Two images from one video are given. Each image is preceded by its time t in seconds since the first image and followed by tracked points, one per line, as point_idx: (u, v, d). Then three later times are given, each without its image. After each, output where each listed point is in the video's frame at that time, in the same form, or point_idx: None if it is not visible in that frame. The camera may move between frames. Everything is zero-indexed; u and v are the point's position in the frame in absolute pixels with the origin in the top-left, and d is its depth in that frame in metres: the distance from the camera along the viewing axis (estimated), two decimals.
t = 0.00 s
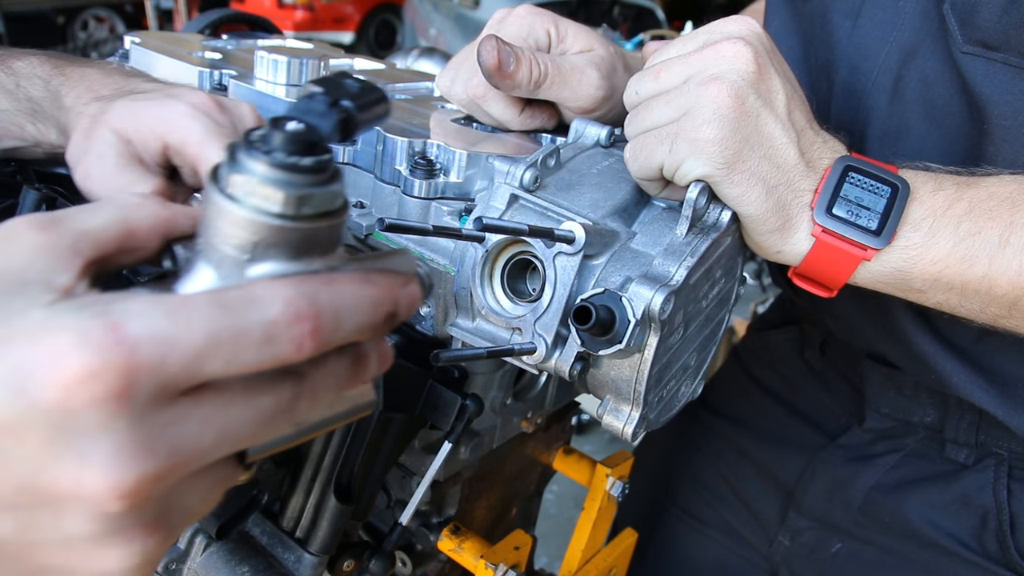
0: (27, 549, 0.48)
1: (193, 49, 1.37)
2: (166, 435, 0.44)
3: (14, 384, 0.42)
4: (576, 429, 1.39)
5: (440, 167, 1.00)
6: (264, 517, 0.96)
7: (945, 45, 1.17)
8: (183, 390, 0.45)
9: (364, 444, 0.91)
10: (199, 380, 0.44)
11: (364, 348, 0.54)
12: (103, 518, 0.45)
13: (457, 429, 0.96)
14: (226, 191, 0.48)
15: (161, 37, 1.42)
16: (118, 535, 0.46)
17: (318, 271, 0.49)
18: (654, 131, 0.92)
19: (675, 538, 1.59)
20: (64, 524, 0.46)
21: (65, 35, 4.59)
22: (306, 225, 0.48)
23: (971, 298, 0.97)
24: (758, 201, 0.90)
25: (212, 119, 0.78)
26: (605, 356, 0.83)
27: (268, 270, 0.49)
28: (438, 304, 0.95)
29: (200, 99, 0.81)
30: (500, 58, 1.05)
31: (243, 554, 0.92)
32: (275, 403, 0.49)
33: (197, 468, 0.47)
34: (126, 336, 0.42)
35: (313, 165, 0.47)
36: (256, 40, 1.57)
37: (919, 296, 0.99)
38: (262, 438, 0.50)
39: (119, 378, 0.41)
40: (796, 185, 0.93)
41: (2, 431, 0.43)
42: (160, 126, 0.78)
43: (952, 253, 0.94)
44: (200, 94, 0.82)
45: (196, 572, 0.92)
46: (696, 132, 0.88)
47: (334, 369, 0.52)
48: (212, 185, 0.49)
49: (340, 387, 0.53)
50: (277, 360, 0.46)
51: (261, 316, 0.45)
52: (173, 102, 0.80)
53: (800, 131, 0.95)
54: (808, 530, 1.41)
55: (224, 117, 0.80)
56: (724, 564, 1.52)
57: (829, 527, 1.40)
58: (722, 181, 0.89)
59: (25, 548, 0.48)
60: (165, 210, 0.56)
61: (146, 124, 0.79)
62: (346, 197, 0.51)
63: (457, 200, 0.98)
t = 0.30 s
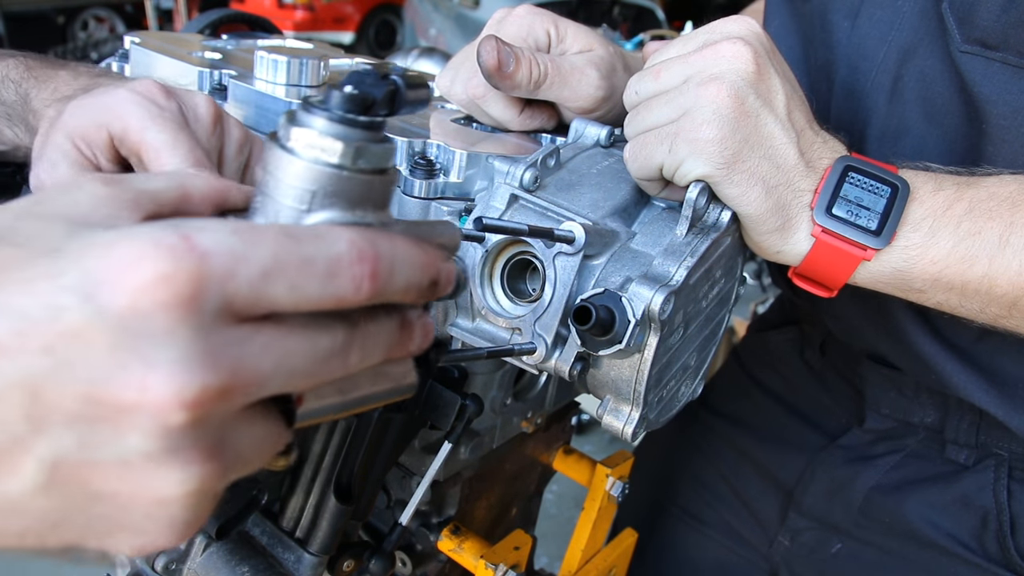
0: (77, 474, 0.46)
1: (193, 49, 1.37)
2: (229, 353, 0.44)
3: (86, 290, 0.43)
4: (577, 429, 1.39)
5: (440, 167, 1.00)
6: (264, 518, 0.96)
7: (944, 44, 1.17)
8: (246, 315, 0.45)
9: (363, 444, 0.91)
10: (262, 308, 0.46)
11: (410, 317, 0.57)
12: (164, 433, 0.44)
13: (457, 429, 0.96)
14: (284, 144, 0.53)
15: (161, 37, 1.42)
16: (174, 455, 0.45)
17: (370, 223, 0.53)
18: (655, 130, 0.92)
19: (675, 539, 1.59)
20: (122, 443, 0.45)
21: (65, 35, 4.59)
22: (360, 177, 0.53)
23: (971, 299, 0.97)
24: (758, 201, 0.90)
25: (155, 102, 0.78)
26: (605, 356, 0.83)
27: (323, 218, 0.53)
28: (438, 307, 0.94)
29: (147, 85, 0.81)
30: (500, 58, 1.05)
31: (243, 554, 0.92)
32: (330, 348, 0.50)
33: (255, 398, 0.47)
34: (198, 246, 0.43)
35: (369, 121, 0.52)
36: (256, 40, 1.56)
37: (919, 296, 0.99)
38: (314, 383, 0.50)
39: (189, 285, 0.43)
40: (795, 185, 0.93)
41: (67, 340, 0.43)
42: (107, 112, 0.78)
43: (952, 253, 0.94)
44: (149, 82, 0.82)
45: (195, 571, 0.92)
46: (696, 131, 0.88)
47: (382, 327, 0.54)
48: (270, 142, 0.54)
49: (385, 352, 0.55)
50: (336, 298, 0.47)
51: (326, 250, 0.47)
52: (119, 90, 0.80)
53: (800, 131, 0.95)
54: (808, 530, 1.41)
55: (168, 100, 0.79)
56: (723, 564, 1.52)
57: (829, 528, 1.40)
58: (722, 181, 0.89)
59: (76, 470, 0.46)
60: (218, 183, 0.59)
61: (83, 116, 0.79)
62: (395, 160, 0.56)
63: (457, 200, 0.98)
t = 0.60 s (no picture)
0: (125, 428, 0.48)
1: (193, 49, 1.37)
2: (263, 313, 0.47)
3: (133, 254, 0.46)
4: (576, 429, 1.39)
5: (440, 167, 1.00)
6: (263, 518, 0.96)
7: (944, 46, 1.17)
8: (277, 280, 0.48)
9: (364, 443, 0.92)
10: (292, 275, 0.48)
11: (430, 300, 0.58)
12: (204, 385, 0.46)
13: (457, 429, 0.96)
14: (308, 139, 0.57)
15: (161, 37, 1.42)
16: (215, 407, 0.47)
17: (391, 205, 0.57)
18: (655, 131, 0.92)
19: (675, 539, 1.59)
20: (166, 394, 0.46)
21: (65, 35, 4.60)
22: (378, 167, 0.56)
23: (971, 298, 0.97)
24: (758, 201, 0.90)
25: (130, 99, 0.77)
26: (605, 356, 0.83)
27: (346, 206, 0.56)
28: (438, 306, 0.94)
29: (124, 76, 0.79)
30: (500, 58, 1.04)
31: (243, 554, 0.91)
32: (356, 318, 0.52)
33: (286, 360, 0.49)
34: (233, 214, 0.47)
35: (386, 116, 0.57)
36: (256, 40, 1.56)
37: (919, 296, 0.99)
38: (341, 352, 0.52)
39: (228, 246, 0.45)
40: (795, 185, 0.93)
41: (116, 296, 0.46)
42: (81, 108, 0.78)
43: (952, 253, 0.94)
44: (128, 72, 0.80)
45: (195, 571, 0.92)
46: (696, 132, 0.88)
47: (403, 306, 0.56)
48: (294, 140, 0.57)
49: (407, 330, 0.56)
50: (359, 262, 0.50)
51: (347, 217, 0.50)
52: (96, 82, 0.79)
53: (800, 131, 0.95)
54: (807, 530, 1.41)
55: (144, 97, 0.78)
56: (723, 564, 1.52)
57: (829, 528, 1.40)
58: (721, 181, 0.89)
59: (126, 423, 0.48)
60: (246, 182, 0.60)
61: (63, 111, 0.79)
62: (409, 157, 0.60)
63: (457, 200, 0.97)
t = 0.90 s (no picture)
0: (154, 399, 0.48)
1: (193, 49, 1.37)
2: (286, 288, 0.47)
3: (162, 230, 0.47)
4: (577, 430, 1.39)
5: (440, 167, 0.99)
6: (264, 518, 0.96)
7: (945, 47, 1.17)
8: (299, 257, 0.49)
9: (364, 443, 0.92)
10: (313, 250, 0.49)
11: (444, 288, 0.59)
12: (232, 354, 0.47)
13: (458, 429, 0.96)
14: (325, 131, 0.59)
15: (161, 37, 1.42)
16: (241, 377, 0.48)
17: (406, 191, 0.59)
18: (655, 130, 0.92)
19: (675, 539, 1.59)
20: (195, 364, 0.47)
21: (65, 35, 4.60)
22: (393, 156, 0.59)
23: (971, 299, 0.97)
24: (758, 201, 0.90)
25: (144, 98, 0.77)
26: (605, 356, 0.83)
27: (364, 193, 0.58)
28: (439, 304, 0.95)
29: (137, 75, 0.79)
30: (500, 57, 1.04)
31: (243, 553, 0.91)
32: (374, 297, 0.52)
33: (307, 337, 0.49)
34: (257, 191, 0.48)
35: (399, 107, 0.59)
36: (256, 40, 1.56)
37: (919, 296, 0.99)
38: (360, 330, 0.52)
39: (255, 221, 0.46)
40: (795, 185, 0.93)
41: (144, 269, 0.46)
42: (95, 107, 0.78)
43: (952, 253, 0.94)
44: (140, 71, 0.80)
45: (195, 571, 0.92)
46: (695, 132, 0.88)
47: (419, 292, 0.56)
48: (311, 133, 0.60)
49: (423, 313, 0.57)
50: (378, 240, 0.51)
51: (366, 196, 0.51)
52: (109, 82, 0.79)
53: (800, 131, 0.95)
54: (808, 530, 1.41)
55: (158, 95, 0.78)
56: (723, 564, 1.52)
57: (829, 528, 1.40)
58: (721, 181, 0.89)
59: (155, 395, 0.48)
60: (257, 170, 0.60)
61: (75, 110, 0.80)
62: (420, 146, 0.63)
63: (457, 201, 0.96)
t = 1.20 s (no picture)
0: (173, 361, 0.47)
1: (193, 49, 1.37)
2: (310, 255, 0.47)
3: (187, 194, 0.48)
4: (577, 430, 1.39)
5: (440, 167, 0.99)
6: (264, 518, 0.96)
7: (946, 48, 1.17)
8: (320, 229, 0.49)
9: (363, 444, 0.92)
10: (335, 220, 0.50)
11: (450, 281, 0.59)
12: (257, 317, 0.46)
13: (458, 429, 0.96)
14: (336, 118, 0.61)
15: (161, 38, 1.42)
16: (264, 341, 0.47)
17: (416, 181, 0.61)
18: (655, 130, 0.92)
19: (676, 539, 1.59)
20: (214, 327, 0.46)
21: (66, 35, 4.61)
22: (404, 144, 0.61)
23: (971, 299, 0.97)
24: (758, 201, 0.90)
25: (156, 95, 0.77)
26: (605, 355, 0.83)
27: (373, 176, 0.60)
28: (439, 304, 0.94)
29: (149, 74, 0.80)
30: (500, 57, 1.04)
31: (243, 553, 0.92)
32: (389, 277, 0.53)
33: (325, 309, 0.49)
34: (283, 158, 0.48)
35: (411, 98, 0.62)
36: (256, 41, 1.56)
37: (919, 296, 0.99)
38: (375, 310, 0.53)
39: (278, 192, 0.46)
40: (795, 185, 0.93)
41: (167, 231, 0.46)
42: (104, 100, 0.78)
43: (952, 253, 0.94)
44: (152, 70, 0.81)
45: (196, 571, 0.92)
46: (696, 131, 0.88)
47: (429, 279, 0.57)
48: (322, 121, 0.62)
49: (431, 303, 0.57)
50: (397, 214, 0.52)
51: (387, 171, 0.52)
52: (120, 77, 0.79)
53: (800, 131, 0.95)
54: (808, 530, 1.41)
55: (169, 93, 0.78)
56: (723, 565, 1.52)
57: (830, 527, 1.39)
58: (721, 181, 0.89)
59: (174, 356, 0.47)
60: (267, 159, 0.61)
61: (83, 102, 0.80)
62: (428, 140, 0.65)
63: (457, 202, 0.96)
